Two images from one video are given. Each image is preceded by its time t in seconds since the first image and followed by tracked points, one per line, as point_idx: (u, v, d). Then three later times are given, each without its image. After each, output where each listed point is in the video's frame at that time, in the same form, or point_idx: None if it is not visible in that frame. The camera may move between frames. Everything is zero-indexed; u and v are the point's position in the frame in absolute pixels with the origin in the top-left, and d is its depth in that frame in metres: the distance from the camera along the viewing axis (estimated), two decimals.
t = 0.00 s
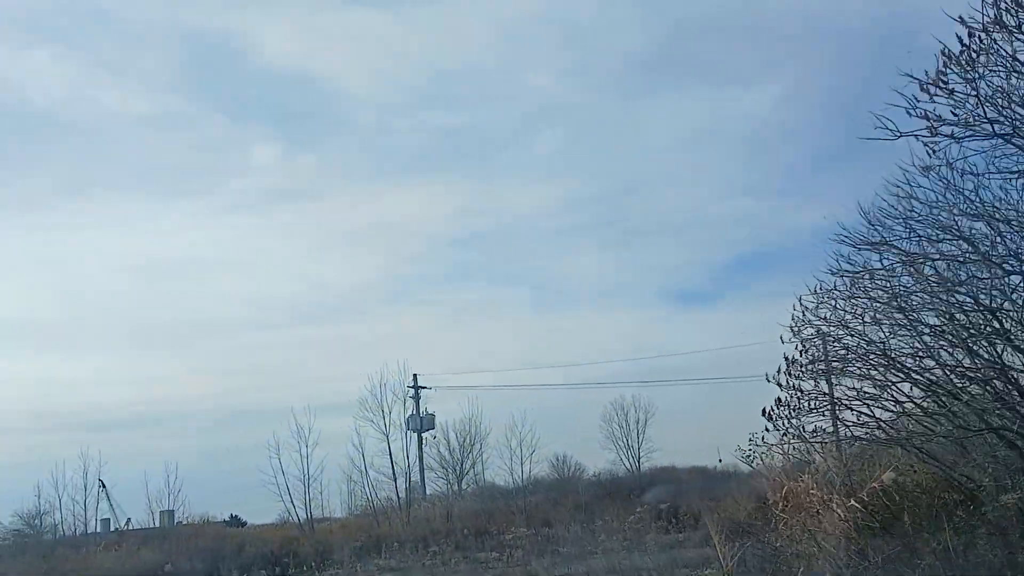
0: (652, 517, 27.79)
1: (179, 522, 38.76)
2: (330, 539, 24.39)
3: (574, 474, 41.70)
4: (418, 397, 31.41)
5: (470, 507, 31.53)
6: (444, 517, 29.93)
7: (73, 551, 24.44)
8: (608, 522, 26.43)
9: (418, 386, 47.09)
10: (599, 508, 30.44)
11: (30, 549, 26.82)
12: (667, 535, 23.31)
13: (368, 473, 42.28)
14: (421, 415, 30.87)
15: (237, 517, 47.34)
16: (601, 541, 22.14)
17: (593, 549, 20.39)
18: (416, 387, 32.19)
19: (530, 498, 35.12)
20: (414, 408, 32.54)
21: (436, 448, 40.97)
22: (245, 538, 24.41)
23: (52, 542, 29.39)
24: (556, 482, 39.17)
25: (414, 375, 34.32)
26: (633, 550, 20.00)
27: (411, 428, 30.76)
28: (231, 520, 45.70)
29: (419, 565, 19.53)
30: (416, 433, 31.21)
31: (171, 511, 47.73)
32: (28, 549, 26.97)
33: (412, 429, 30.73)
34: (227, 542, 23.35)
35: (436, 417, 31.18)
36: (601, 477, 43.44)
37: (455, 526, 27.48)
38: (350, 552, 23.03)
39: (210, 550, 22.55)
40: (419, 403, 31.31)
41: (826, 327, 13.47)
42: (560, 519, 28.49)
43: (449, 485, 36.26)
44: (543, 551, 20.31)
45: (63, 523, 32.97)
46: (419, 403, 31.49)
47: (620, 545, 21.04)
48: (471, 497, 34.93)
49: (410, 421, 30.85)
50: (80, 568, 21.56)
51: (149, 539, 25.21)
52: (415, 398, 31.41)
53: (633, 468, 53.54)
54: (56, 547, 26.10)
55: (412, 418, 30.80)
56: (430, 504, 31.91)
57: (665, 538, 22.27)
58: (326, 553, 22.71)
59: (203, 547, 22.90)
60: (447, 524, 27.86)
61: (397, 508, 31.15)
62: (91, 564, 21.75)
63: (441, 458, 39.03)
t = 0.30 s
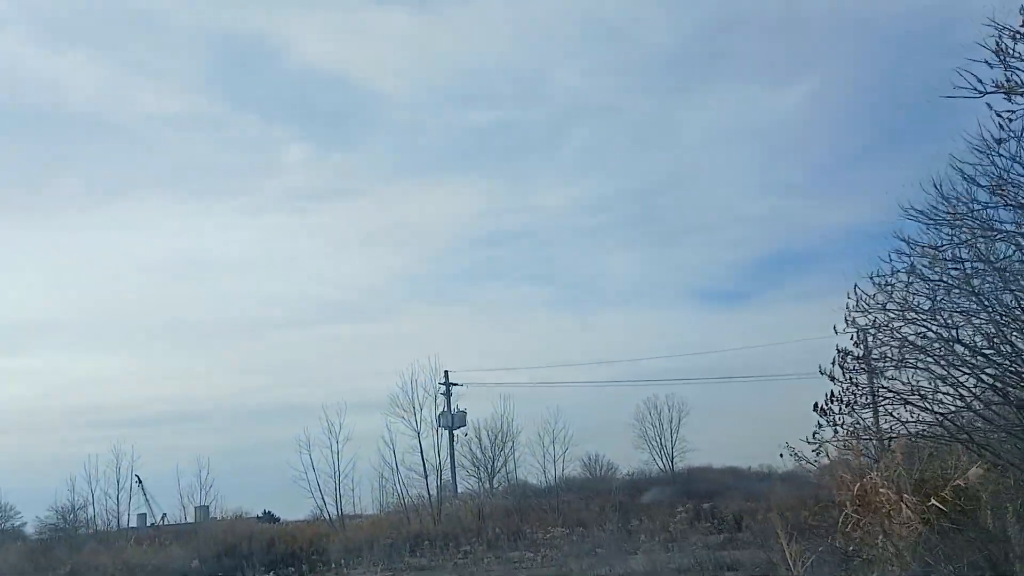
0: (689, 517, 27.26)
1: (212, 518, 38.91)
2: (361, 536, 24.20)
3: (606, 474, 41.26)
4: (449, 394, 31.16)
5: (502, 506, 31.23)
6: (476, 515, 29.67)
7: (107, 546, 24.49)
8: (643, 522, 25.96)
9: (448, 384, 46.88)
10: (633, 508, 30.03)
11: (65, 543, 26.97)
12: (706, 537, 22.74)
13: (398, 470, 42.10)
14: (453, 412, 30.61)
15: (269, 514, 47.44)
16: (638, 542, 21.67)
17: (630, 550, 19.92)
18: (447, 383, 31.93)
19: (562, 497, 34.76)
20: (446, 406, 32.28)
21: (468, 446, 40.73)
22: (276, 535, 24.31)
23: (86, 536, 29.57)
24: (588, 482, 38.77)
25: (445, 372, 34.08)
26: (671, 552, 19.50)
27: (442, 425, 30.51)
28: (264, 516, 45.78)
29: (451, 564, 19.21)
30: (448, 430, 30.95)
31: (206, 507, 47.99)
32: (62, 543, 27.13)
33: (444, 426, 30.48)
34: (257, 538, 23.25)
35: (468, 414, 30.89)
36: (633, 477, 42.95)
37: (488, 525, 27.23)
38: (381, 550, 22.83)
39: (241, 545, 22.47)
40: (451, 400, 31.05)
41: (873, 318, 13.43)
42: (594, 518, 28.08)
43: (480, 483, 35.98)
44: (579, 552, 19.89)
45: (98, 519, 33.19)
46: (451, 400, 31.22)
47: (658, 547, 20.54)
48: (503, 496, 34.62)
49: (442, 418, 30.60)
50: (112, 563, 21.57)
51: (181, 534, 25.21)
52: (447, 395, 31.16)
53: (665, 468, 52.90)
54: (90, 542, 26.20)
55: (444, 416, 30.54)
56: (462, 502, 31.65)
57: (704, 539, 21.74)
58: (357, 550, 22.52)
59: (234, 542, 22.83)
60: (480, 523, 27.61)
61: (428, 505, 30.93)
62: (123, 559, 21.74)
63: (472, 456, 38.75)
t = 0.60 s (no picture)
0: (724, 517, 26.60)
1: (244, 512, 39.04)
2: (389, 532, 23.97)
3: (638, 471, 40.75)
4: (478, 389, 30.86)
5: (532, 502, 30.94)
6: (505, 511, 29.39)
7: (138, 540, 24.59)
8: (678, 522, 25.37)
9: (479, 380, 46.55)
10: (666, 505, 29.62)
11: (97, 536, 27.16)
12: (744, 539, 22.00)
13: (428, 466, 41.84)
14: (483, 408, 30.30)
15: (302, 508, 47.55)
16: (673, 542, 21.04)
17: (665, 551, 19.31)
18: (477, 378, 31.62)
19: (594, 494, 34.34)
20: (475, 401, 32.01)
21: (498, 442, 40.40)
22: (305, 530, 24.20)
23: (119, 530, 29.78)
24: (619, 479, 38.29)
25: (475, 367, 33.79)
26: (708, 553, 18.85)
27: (472, 421, 30.22)
28: (296, 510, 45.86)
29: (481, 562, 18.82)
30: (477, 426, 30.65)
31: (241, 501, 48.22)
32: (95, 536, 27.33)
33: (474, 422, 30.18)
34: (286, 533, 23.15)
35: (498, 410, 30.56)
36: (664, 475, 42.39)
37: (518, 521, 26.99)
38: (411, 546, 22.59)
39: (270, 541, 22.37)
40: (480, 395, 30.74)
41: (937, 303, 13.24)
42: (628, 516, 27.58)
43: (510, 479, 35.62)
44: (612, 551, 19.36)
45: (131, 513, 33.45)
46: (481, 396, 30.91)
47: (695, 547, 19.91)
48: (533, 493, 34.28)
49: (470, 414, 30.32)
50: (143, 556, 21.61)
51: (212, 528, 25.22)
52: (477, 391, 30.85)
53: (697, 466, 52.20)
54: (121, 535, 26.34)
55: (473, 412, 30.25)
56: (491, 498, 31.39)
57: (742, 542, 21.04)
58: (386, 546, 22.30)
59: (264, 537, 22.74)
60: (510, 519, 27.35)
61: (457, 502, 30.68)
62: (154, 552, 21.78)
63: (503, 453, 38.41)
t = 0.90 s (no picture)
0: (753, 513, 26.10)
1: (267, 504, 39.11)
2: (413, 525, 23.83)
3: (662, 466, 40.33)
4: (503, 381, 30.61)
5: (557, 496, 30.72)
6: (530, 505, 29.19)
7: (163, 533, 24.65)
8: (706, 518, 24.92)
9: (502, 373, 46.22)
10: (693, 500, 29.30)
11: (123, 528, 27.29)
12: (776, 536, 21.40)
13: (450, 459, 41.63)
14: (507, 401, 30.04)
15: (325, 500, 47.57)
16: (701, 539, 20.60)
17: (691, 548, 18.77)
18: (501, 370, 31.35)
19: (619, 488, 34.00)
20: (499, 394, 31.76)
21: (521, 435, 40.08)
22: (328, 523, 24.13)
23: (144, 520, 29.91)
24: (644, 474, 37.92)
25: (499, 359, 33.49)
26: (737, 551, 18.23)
27: (496, 414, 29.97)
28: (318, 502, 45.85)
29: (505, 556, 18.46)
30: (501, 419, 30.42)
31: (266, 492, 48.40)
32: (121, 528, 27.46)
33: (498, 415, 29.92)
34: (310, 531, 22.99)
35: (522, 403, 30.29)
36: (689, 470, 41.93)
37: (543, 515, 26.78)
38: (433, 538, 22.41)
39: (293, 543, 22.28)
40: (504, 387, 30.48)
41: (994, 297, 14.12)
42: (656, 512, 27.16)
43: (534, 473, 35.31)
44: (638, 548, 18.87)
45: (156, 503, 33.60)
46: (505, 388, 30.63)
47: (724, 546, 19.40)
48: (557, 487, 34.01)
49: (494, 407, 30.08)
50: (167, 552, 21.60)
51: (237, 520, 25.25)
52: (501, 383, 30.59)
53: (722, 462, 51.54)
54: (146, 528, 26.43)
55: (497, 405, 29.99)
56: (515, 492, 31.20)
57: (774, 539, 20.41)
58: (410, 539, 22.13)
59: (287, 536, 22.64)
60: (534, 513, 27.19)
61: (481, 495, 30.48)
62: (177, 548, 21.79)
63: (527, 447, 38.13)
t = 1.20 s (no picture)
0: (773, 511, 25.64)
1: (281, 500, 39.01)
2: (426, 522, 23.60)
3: (677, 463, 39.90)
4: (517, 376, 30.28)
5: (572, 492, 30.41)
6: (545, 502, 28.90)
7: (177, 531, 24.58)
8: (724, 516, 24.48)
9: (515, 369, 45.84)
10: (711, 497, 28.93)
11: (137, 526, 27.27)
12: (796, 535, 20.92)
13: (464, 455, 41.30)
14: (520, 396, 29.73)
15: (340, 496, 47.45)
16: (721, 538, 20.24)
17: (709, 548, 18.33)
18: (515, 364, 30.99)
19: (635, 485, 33.64)
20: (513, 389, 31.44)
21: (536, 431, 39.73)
22: (341, 520, 23.96)
23: (158, 518, 29.89)
24: (660, 470, 37.52)
25: (512, 353, 33.15)
26: (754, 550, 17.81)
27: (510, 409, 29.67)
28: (332, 498, 45.73)
29: (518, 554, 18.12)
30: (514, 414, 30.11)
31: (282, 488, 48.36)
32: (135, 526, 27.45)
33: (512, 410, 29.61)
34: (323, 531, 22.83)
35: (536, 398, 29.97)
36: (705, 466, 41.46)
37: (558, 511, 26.51)
38: (447, 535, 22.19)
39: (306, 544, 22.11)
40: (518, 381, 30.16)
41: None
42: (673, 509, 26.78)
43: (548, 470, 34.95)
44: (655, 548, 18.45)
45: (170, 499, 33.62)
46: (519, 383, 30.32)
47: (742, 545, 18.96)
48: (572, 483, 33.67)
49: (508, 402, 29.77)
50: (180, 551, 21.54)
51: (249, 517, 25.15)
52: (515, 377, 30.27)
53: (737, 458, 50.93)
54: (160, 527, 26.40)
55: (511, 400, 29.68)
56: (530, 488, 30.92)
57: (794, 538, 19.93)
58: (424, 536, 21.90)
59: (300, 534, 22.48)
60: (550, 509, 26.93)
61: (495, 491, 30.18)
62: (190, 547, 21.70)
63: (541, 443, 37.76)
